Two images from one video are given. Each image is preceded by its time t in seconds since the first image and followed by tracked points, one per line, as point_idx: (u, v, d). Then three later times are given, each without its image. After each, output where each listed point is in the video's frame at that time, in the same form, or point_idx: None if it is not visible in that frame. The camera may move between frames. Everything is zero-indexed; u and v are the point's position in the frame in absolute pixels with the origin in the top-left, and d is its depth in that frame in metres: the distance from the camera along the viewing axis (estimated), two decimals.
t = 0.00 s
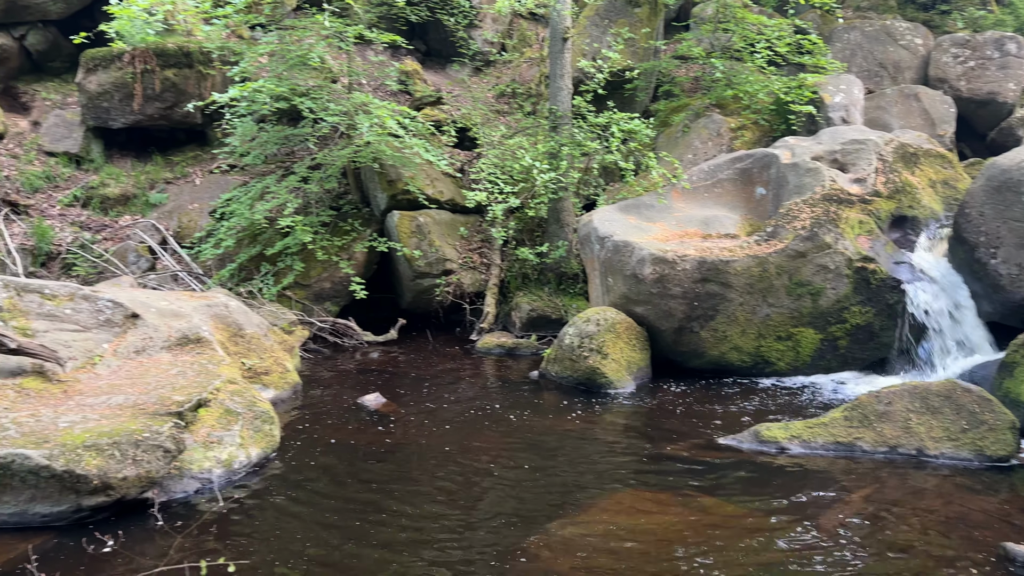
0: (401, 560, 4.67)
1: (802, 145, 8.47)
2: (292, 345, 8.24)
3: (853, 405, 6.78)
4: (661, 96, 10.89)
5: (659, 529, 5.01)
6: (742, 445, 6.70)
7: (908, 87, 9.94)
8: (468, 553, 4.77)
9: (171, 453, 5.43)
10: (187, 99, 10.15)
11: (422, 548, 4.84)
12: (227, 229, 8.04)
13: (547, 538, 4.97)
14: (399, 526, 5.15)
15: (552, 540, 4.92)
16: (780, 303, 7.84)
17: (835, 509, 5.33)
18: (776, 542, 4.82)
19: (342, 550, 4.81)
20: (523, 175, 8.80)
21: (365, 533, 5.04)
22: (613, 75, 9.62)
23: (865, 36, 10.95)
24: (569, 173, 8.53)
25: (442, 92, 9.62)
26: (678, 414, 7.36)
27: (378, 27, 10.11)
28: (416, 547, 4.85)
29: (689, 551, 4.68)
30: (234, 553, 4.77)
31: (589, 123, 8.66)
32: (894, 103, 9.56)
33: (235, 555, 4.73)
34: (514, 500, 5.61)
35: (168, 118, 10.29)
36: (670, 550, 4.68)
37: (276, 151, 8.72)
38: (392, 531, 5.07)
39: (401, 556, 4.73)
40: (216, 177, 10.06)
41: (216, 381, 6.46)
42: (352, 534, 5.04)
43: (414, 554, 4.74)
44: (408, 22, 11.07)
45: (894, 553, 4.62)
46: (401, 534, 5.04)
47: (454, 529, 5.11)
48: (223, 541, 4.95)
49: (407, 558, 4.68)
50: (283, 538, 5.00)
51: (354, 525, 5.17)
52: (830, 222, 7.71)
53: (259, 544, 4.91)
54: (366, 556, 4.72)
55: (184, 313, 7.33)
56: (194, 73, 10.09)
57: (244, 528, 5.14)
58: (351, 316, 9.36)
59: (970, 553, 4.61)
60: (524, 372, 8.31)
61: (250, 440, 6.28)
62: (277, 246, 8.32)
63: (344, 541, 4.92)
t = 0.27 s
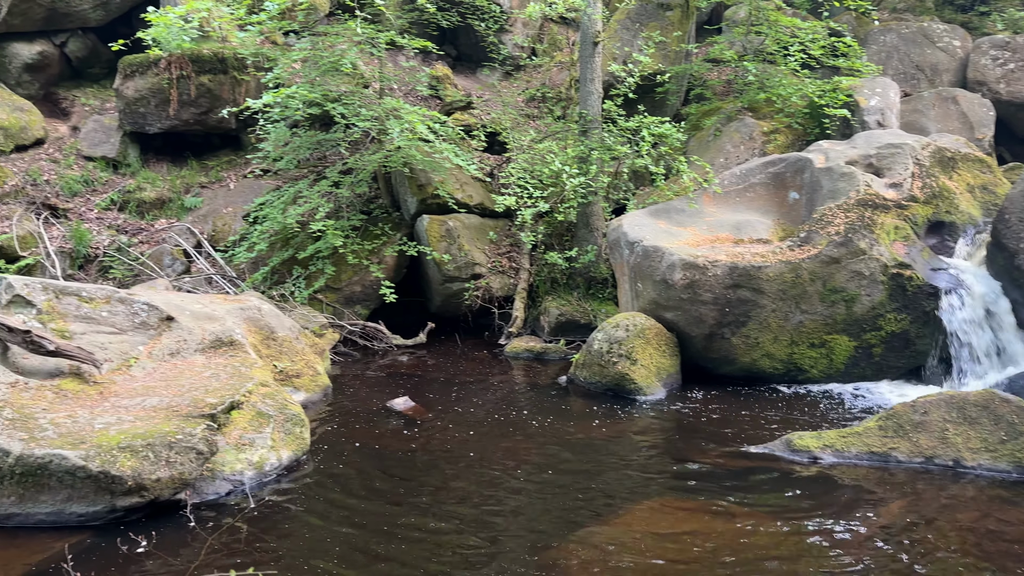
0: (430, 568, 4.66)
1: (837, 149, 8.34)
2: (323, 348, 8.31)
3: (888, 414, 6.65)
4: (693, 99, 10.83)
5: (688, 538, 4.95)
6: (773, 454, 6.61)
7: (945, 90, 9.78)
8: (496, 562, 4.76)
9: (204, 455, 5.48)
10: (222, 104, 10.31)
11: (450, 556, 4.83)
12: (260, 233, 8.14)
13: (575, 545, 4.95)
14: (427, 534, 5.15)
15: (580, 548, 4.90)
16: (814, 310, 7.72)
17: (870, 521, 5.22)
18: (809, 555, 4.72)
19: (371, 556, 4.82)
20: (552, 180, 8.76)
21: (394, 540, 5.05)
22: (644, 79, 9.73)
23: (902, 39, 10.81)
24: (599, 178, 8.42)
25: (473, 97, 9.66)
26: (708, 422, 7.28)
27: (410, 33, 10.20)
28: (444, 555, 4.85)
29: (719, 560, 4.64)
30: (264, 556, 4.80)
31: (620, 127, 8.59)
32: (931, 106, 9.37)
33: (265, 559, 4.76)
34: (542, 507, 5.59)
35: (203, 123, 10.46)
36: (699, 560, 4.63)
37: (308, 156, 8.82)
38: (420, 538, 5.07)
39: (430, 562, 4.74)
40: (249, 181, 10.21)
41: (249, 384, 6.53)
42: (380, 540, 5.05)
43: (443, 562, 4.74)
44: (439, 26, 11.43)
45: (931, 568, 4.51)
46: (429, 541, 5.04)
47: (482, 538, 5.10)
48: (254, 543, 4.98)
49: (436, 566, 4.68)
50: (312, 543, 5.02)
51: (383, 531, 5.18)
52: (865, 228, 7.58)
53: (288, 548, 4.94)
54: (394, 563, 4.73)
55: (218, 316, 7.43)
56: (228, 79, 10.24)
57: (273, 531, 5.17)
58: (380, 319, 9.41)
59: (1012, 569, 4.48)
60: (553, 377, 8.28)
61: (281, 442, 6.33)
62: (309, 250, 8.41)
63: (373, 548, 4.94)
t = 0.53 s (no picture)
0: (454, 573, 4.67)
1: (869, 153, 8.24)
2: (350, 351, 8.38)
3: (920, 423, 6.52)
4: (721, 102, 10.77)
5: (715, 548, 4.90)
6: (802, 462, 6.53)
7: (981, 92, 9.61)
8: (520, 568, 4.75)
9: (232, 457, 5.54)
10: (253, 109, 10.46)
11: (474, 562, 4.84)
12: (289, 237, 8.22)
13: (600, 553, 4.92)
14: (451, 539, 5.16)
15: (605, 556, 4.87)
16: (844, 316, 7.62)
17: (902, 531, 5.11)
18: (837, 565, 4.64)
19: (395, 561, 4.84)
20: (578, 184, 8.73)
21: (418, 545, 5.06)
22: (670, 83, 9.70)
23: (936, 40, 10.63)
24: (627, 182, 8.39)
25: (500, 101, 9.70)
26: (736, 429, 7.20)
27: (438, 38, 10.27)
28: (468, 560, 4.85)
29: (746, 569, 4.58)
30: (289, 559, 4.84)
31: (647, 130, 8.53)
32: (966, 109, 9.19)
33: (291, 562, 4.80)
34: (568, 514, 5.57)
35: (234, 128, 10.62)
36: (727, 570, 4.58)
37: (337, 161, 8.90)
38: (445, 544, 5.08)
39: (455, 568, 4.75)
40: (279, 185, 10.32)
41: (277, 386, 6.60)
42: (405, 545, 5.07)
43: (467, 567, 4.75)
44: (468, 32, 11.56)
45: None
46: (453, 547, 5.05)
47: (506, 544, 5.09)
48: (281, 546, 5.02)
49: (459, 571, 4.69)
50: (337, 546, 5.05)
51: (407, 535, 5.20)
52: (897, 233, 7.46)
53: (313, 551, 4.97)
54: (419, 568, 4.74)
55: (248, 319, 7.51)
56: (259, 84, 10.39)
57: (299, 534, 5.21)
58: (407, 322, 9.45)
59: None
60: (579, 382, 8.26)
61: (308, 445, 6.38)
62: (337, 254, 8.48)
63: (398, 552, 4.95)
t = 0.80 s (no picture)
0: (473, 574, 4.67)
1: (896, 153, 8.15)
2: (373, 351, 8.44)
3: (948, 427, 6.43)
4: (747, 102, 10.72)
5: (737, 550, 4.86)
6: (827, 466, 6.46)
7: (1013, 91, 9.45)
8: (538, 570, 4.74)
9: (257, 454, 5.59)
10: (279, 111, 10.57)
11: (494, 563, 4.82)
12: (314, 237, 8.28)
13: (621, 555, 4.91)
14: (470, 540, 5.16)
15: (627, 558, 4.86)
16: (871, 318, 7.54)
17: (929, 537, 5.03)
18: (861, 570, 4.57)
19: (415, 560, 4.84)
20: (601, 184, 8.71)
21: (439, 544, 5.08)
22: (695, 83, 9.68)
23: (966, 39, 10.48)
24: (650, 183, 8.24)
25: (523, 102, 9.73)
26: (759, 432, 7.15)
27: (463, 39, 10.32)
28: (487, 561, 4.84)
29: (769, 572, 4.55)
30: (311, 557, 4.87)
31: (671, 130, 8.40)
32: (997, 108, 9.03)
33: (312, 560, 4.82)
34: (589, 515, 5.56)
35: (260, 130, 10.74)
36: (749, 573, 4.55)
37: (361, 161, 8.97)
38: (465, 545, 5.07)
39: (476, 567, 4.76)
40: (304, 187, 10.34)
41: (301, 385, 6.66)
42: (426, 544, 5.09)
43: (486, 568, 4.74)
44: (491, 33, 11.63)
45: None
46: (472, 547, 5.04)
47: (526, 545, 5.07)
48: (304, 543, 5.07)
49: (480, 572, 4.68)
50: (357, 545, 5.06)
51: (426, 536, 5.21)
52: (925, 234, 7.35)
53: (333, 550, 4.98)
54: (439, 568, 4.74)
55: (272, 318, 7.59)
56: (285, 86, 10.53)
57: (319, 532, 5.24)
58: (429, 322, 9.50)
59: None
60: (601, 383, 8.24)
61: (332, 443, 6.43)
62: (361, 254, 8.54)
63: (418, 552, 4.96)
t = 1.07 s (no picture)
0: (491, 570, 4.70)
1: (919, 152, 8.06)
2: (393, 348, 8.49)
3: (971, 428, 6.37)
4: (768, 101, 10.66)
5: (757, 549, 4.86)
6: (848, 466, 6.43)
7: None
8: (556, 567, 4.76)
9: (278, 450, 5.65)
10: (300, 110, 10.69)
11: (512, 560, 4.85)
12: (334, 235, 8.33)
13: (640, 553, 4.92)
14: (489, 536, 5.19)
15: (645, 556, 4.86)
16: (893, 318, 7.49)
17: (951, 538, 5.00)
18: (882, 569, 4.55)
19: (434, 556, 4.88)
20: (621, 183, 8.71)
21: (457, 540, 5.12)
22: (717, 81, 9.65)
23: (991, 37, 10.36)
24: (669, 181, 8.35)
25: (543, 101, 9.78)
26: (779, 431, 7.12)
27: (483, 39, 10.36)
28: (506, 558, 4.87)
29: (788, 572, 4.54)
30: (332, 552, 4.92)
31: (692, 129, 8.41)
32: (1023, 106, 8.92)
33: (332, 555, 4.86)
34: (608, 513, 5.57)
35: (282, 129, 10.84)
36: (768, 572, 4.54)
37: (381, 161, 9.03)
38: (483, 542, 5.10)
39: (495, 564, 4.79)
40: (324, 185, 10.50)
41: (322, 382, 6.73)
42: (445, 540, 5.13)
43: (504, 565, 4.77)
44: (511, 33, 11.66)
45: None
46: (491, 544, 5.08)
47: (544, 543, 5.10)
48: (324, 537, 5.12)
49: (498, 569, 4.71)
50: (377, 541, 5.11)
51: (444, 532, 5.24)
52: (948, 233, 7.28)
53: (353, 545, 5.03)
54: (458, 564, 4.77)
55: (293, 315, 7.66)
56: (306, 86, 10.66)
57: (340, 528, 5.29)
58: (448, 320, 9.54)
59: None
60: (619, 381, 8.24)
61: (351, 440, 6.49)
62: (381, 252, 8.61)
63: (437, 548, 5.00)
